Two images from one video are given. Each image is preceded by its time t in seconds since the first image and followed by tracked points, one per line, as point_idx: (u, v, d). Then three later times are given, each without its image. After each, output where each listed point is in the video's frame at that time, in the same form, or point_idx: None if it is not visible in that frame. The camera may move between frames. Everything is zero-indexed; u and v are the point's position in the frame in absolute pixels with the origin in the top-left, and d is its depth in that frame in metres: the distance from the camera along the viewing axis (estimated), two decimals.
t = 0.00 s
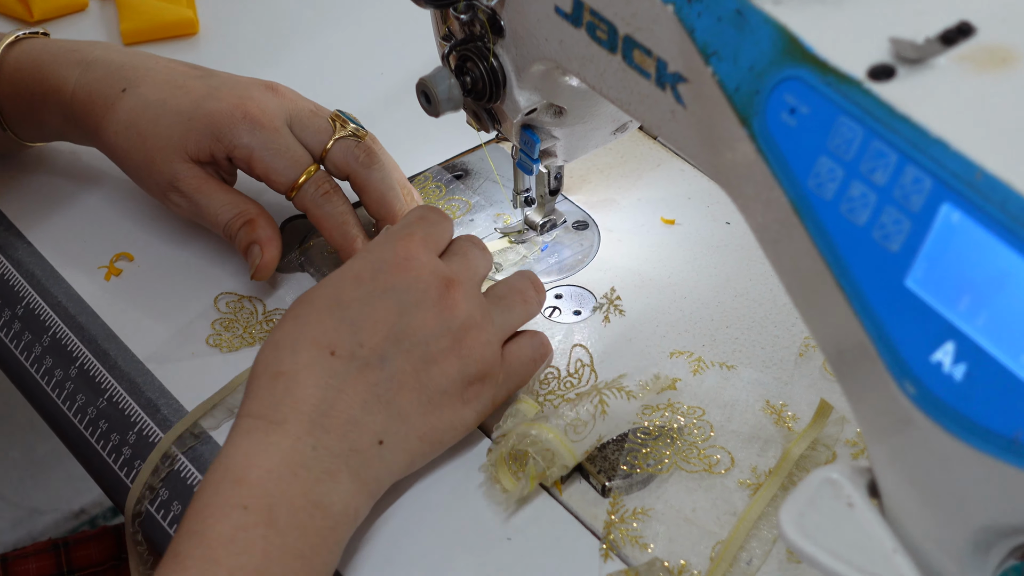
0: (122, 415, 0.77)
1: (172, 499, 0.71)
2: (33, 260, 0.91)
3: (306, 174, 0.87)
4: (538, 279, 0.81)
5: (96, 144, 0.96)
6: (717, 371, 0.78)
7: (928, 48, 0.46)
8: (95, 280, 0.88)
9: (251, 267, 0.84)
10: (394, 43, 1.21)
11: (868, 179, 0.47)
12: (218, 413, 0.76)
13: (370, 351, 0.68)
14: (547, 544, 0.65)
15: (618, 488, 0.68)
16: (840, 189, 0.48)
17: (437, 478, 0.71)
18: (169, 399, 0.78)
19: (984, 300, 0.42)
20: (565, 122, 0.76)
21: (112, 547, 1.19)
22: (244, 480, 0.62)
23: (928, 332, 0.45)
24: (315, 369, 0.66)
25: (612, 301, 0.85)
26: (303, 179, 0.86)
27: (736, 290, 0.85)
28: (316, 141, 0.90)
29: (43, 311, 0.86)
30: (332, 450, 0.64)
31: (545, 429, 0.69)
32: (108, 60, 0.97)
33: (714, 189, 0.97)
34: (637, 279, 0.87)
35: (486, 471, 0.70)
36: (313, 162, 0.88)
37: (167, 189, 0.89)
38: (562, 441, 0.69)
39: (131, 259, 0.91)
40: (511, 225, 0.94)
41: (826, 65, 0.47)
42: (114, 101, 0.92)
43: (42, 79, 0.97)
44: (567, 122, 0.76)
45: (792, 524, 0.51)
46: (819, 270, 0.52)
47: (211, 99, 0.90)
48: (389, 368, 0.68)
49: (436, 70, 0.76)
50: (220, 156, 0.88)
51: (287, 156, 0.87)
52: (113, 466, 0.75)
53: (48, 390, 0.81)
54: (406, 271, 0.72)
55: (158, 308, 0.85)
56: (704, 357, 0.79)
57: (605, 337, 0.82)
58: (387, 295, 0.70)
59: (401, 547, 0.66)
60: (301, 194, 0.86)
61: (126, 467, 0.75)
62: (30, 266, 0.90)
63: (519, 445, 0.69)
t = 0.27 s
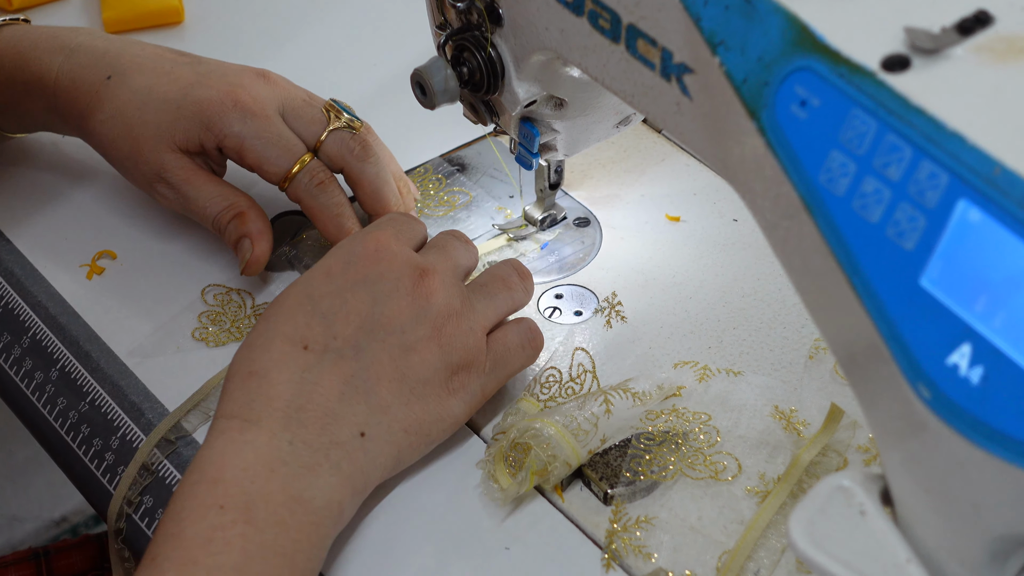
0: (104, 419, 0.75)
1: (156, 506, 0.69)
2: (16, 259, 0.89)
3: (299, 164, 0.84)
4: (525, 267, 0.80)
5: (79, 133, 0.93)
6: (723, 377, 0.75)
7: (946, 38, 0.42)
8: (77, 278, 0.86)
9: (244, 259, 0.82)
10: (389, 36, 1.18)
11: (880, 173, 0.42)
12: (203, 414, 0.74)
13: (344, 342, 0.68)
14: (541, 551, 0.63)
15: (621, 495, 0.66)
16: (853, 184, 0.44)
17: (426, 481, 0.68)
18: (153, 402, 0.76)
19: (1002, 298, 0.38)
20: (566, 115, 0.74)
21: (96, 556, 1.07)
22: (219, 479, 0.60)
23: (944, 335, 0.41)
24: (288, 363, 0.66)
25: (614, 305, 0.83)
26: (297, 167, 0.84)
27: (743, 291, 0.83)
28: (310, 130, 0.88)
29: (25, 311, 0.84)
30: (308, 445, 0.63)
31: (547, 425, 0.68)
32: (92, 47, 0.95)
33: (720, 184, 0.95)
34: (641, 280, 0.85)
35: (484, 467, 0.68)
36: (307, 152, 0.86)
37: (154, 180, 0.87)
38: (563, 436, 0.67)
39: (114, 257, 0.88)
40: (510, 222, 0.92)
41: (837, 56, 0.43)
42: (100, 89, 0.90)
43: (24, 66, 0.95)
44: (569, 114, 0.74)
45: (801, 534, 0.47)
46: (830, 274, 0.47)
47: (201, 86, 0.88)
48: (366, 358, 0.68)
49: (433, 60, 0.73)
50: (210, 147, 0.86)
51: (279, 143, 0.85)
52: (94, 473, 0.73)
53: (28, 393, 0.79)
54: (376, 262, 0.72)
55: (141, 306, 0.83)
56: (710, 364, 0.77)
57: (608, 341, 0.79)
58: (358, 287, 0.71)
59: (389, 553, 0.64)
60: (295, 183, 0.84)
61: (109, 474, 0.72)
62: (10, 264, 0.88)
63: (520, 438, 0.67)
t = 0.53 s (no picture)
0: (104, 420, 0.75)
1: (157, 507, 0.69)
2: (16, 259, 0.89)
3: (329, 155, 0.85)
4: (554, 250, 0.80)
5: (93, 136, 0.94)
6: (723, 378, 0.75)
7: (945, 38, 0.42)
8: (77, 278, 0.86)
9: (275, 260, 0.82)
10: (389, 35, 1.18)
11: (880, 173, 0.42)
12: (207, 413, 0.74)
13: (374, 323, 0.70)
14: (542, 550, 0.63)
15: (621, 496, 0.66)
16: (851, 184, 0.44)
17: (427, 481, 0.68)
18: (152, 402, 0.75)
19: (1002, 299, 0.38)
20: (566, 115, 0.74)
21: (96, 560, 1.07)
22: (254, 457, 0.62)
23: (944, 335, 0.41)
24: (319, 343, 0.68)
25: (614, 306, 0.83)
26: (327, 158, 0.85)
27: (742, 291, 0.83)
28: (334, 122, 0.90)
29: (26, 311, 0.84)
30: (341, 422, 0.65)
31: (547, 424, 0.68)
32: (103, 50, 0.95)
33: (720, 184, 0.95)
34: (641, 280, 0.85)
35: (484, 466, 0.68)
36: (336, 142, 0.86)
37: (178, 181, 0.87)
38: (564, 435, 0.67)
39: (114, 258, 0.88)
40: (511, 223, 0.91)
41: (837, 56, 0.43)
42: (116, 91, 0.90)
43: (33, 70, 0.96)
44: (568, 115, 0.74)
45: (801, 533, 0.47)
46: (828, 272, 0.47)
47: (222, 90, 0.88)
48: (396, 339, 0.69)
49: (431, 62, 0.73)
50: (237, 146, 0.86)
51: (306, 136, 0.85)
52: (96, 473, 0.73)
53: (29, 392, 0.79)
54: (407, 246, 0.74)
55: (144, 304, 0.83)
56: (710, 366, 0.77)
57: (609, 341, 0.79)
58: (387, 270, 0.72)
59: (390, 552, 0.64)
60: (327, 175, 0.85)
61: (110, 474, 0.72)
62: (10, 264, 0.88)
63: (520, 436, 0.67)
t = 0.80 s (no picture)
0: (104, 419, 0.75)
1: (157, 507, 0.69)
2: (16, 259, 0.89)
3: (306, 157, 0.84)
4: (542, 251, 0.78)
5: (86, 133, 0.93)
6: (723, 378, 0.75)
7: (947, 38, 0.42)
8: (77, 278, 0.86)
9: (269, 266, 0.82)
10: (389, 36, 1.18)
11: (881, 173, 0.42)
12: (207, 413, 0.74)
13: (371, 342, 0.65)
14: (542, 551, 0.63)
15: (621, 495, 0.66)
16: (852, 184, 0.44)
17: (427, 482, 0.68)
18: (153, 403, 0.75)
19: (1004, 299, 0.38)
20: (566, 115, 0.74)
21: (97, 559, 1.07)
22: (251, 474, 0.59)
23: (944, 335, 0.41)
24: (312, 362, 0.64)
25: (615, 306, 0.82)
26: (303, 161, 0.84)
27: (743, 290, 0.83)
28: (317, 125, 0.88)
29: (26, 311, 0.84)
30: (337, 445, 0.62)
31: (547, 423, 0.68)
32: (99, 49, 0.95)
33: (719, 184, 0.95)
34: (641, 280, 0.85)
35: (484, 466, 0.68)
36: (313, 144, 0.85)
37: (166, 181, 0.87)
38: (563, 434, 0.67)
39: (114, 258, 0.88)
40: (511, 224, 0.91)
41: (838, 57, 0.43)
42: (107, 89, 0.90)
43: (32, 69, 0.95)
44: (569, 114, 0.74)
45: (802, 533, 0.47)
46: (827, 272, 0.47)
47: (206, 82, 0.87)
48: (391, 357, 0.66)
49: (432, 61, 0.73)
50: (220, 143, 0.86)
51: (284, 136, 0.84)
52: (95, 473, 0.73)
53: (29, 392, 0.79)
54: (401, 254, 0.68)
55: (144, 304, 0.83)
56: (711, 366, 0.77)
57: (609, 340, 0.79)
58: (383, 281, 0.67)
59: (390, 553, 0.64)
60: (301, 177, 0.84)
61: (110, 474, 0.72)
62: (10, 264, 0.88)
63: (520, 436, 0.68)
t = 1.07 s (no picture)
0: (105, 419, 0.75)
1: (158, 506, 0.69)
2: (16, 258, 0.89)
3: (297, 168, 0.84)
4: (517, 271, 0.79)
5: (82, 139, 0.94)
6: (723, 377, 0.75)
7: (946, 37, 0.42)
8: (77, 278, 0.87)
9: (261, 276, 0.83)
10: (389, 35, 1.18)
11: (881, 172, 0.42)
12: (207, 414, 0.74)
13: (348, 361, 0.65)
14: (542, 551, 0.63)
15: (621, 495, 0.66)
16: (851, 184, 0.44)
17: (426, 482, 0.68)
18: (153, 402, 0.75)
19: (1003, 298, 0.38)
20: (566, 115, 0.74)
21: (98, 558, 1.07)
22: (223, 498, 0.59)
23: (943, 334, 0.41)
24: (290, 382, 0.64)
25: (614, 306, 0.83)
26: (293, 174, 0.84)
27: (743, 289, 0.83)
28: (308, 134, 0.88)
29: (26, 310, 0.84)
30: (313, 468, 0.62)
31: (547, 423, 0.68)
32: (95, 52, 0.95)
33: (720, 184, 0.95)
34: (641, 279, 0.85)
35: (484, 466, 0.68)
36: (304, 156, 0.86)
37: (156, 191, 0.87)
38: (563, 434, 0.67)
39: (115, 257, 0.88)
40: (512, 223, 0.92)
41: (837, 56, 0.43)
42: (101, 96, 0.90)
43: (31, 71, 0.95)
44: (568, 114, 0.74)
45: (802, 532, 0.47)
46: (827, 272, 0.47)
47: (200, 90, 0.87)
48: (369, 375, 0.66)
49: (432, 61, 0.73)
50: (211, 152, 0.86)
51: (273, 148, 0.84)
52: (96, 472, 0.73)
53: (29, 391, 0.79)
54: (376, 274, 0.69)
55: (145, 304, 0.83)
56: (710, 365, 0.77)
57: (609, 340, 0.80)
58: (359, 301, 0.67)
59: (389, 553, 0.64)
60: (291, 190, 0.84)
61: (111, 473, 0.73)
62: (10, 264, 0.88)
63: (520, 436, 0.68)
